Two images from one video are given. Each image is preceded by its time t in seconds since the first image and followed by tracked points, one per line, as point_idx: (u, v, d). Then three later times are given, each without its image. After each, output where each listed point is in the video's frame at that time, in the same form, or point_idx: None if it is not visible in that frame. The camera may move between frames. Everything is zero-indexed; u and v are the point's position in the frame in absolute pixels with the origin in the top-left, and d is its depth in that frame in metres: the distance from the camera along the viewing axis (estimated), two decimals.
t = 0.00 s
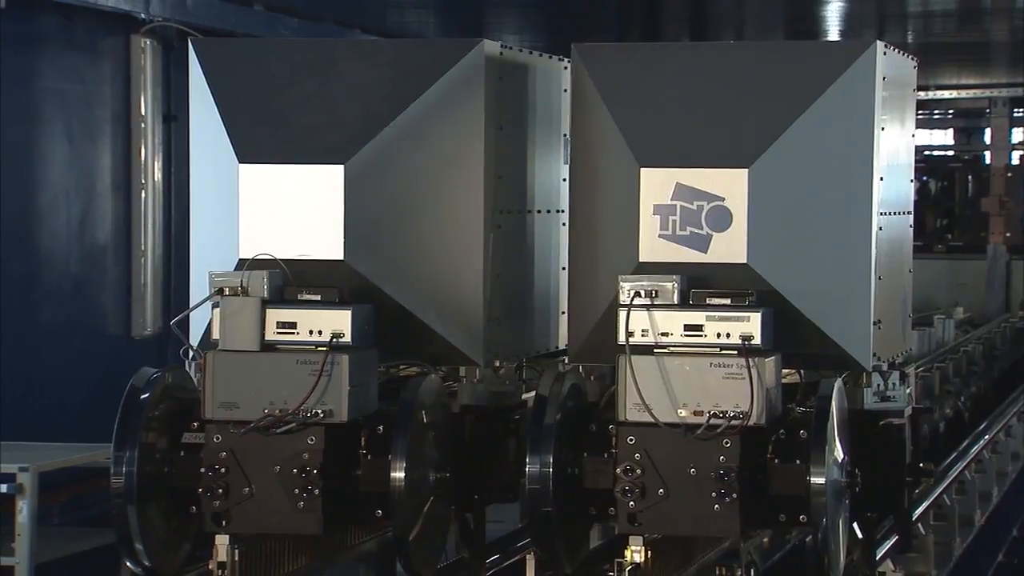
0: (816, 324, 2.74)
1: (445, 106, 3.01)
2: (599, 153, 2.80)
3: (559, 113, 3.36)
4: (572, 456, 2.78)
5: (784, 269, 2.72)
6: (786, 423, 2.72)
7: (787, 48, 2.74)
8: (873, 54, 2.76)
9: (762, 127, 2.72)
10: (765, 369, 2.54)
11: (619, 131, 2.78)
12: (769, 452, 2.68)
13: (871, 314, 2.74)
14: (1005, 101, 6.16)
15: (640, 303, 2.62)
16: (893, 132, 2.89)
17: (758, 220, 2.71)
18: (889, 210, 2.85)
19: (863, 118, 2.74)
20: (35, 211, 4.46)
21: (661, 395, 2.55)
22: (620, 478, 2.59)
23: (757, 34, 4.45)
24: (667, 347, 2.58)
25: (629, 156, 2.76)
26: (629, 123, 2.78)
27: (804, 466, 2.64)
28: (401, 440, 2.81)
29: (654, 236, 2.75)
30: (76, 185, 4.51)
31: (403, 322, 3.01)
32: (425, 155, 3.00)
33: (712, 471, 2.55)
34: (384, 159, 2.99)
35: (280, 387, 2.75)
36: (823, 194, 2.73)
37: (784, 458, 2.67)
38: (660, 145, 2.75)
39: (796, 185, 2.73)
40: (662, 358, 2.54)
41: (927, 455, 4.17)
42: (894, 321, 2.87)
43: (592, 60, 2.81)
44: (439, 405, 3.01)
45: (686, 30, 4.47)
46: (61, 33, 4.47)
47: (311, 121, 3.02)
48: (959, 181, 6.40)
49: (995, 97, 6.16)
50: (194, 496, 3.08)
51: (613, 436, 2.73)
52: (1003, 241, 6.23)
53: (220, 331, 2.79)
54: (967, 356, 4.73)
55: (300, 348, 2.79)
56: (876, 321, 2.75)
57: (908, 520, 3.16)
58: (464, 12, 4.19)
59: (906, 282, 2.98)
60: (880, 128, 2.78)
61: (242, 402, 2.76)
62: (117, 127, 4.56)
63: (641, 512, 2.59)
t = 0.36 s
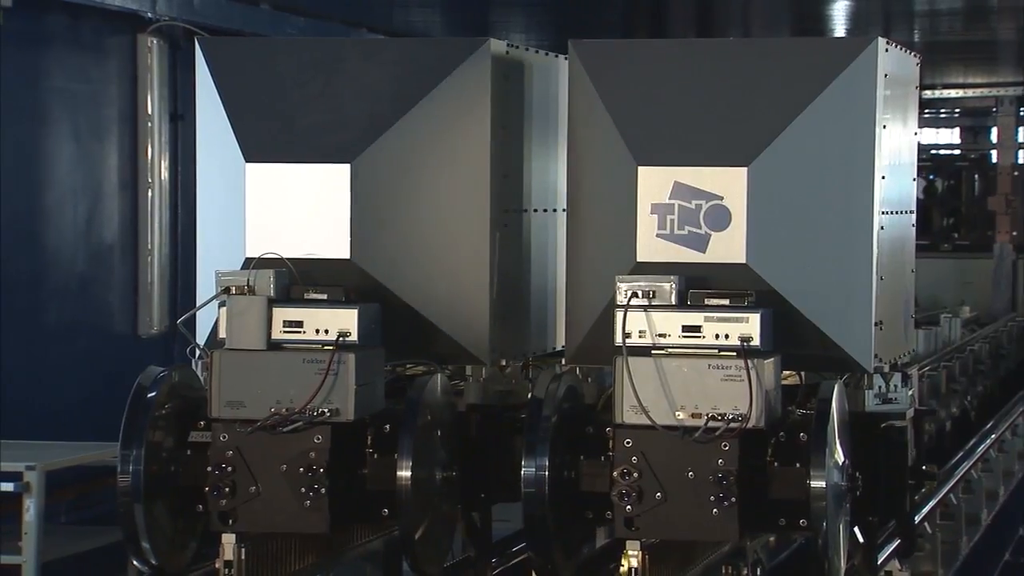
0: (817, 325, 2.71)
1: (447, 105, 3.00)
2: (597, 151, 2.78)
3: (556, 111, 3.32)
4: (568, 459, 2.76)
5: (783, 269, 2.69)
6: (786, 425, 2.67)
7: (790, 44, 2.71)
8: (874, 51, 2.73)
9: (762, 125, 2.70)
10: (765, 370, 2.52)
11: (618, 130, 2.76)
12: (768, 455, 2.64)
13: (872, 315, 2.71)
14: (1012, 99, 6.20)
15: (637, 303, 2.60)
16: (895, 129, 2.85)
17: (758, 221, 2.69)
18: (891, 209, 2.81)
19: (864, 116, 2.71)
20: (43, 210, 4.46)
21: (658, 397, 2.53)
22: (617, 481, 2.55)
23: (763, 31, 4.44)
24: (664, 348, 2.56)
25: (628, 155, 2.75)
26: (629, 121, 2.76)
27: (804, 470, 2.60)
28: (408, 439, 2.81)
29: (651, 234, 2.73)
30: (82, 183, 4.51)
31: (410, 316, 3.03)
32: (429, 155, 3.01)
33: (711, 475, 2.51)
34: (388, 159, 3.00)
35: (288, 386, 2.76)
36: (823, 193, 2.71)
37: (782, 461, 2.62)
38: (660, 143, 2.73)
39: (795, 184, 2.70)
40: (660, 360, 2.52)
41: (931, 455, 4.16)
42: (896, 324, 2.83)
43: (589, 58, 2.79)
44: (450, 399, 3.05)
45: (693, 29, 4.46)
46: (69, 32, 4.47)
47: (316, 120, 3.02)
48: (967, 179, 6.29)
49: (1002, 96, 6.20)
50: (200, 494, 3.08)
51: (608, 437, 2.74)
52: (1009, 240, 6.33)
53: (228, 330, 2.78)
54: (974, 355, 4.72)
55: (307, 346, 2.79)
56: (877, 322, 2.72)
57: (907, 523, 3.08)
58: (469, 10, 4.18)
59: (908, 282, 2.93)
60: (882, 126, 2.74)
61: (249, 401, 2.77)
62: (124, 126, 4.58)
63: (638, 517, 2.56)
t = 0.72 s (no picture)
0: (814, 327, 2.72)
1: (450, 108, 3.08)
2: (592, 154, 2.79)
3: (555, 112, 3.33)
4: (565, 461, 2.80)
5: (779, 272, 2.71)
6: (783, 427, 2.70)
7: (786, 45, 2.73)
8: (870, 53, 2.73)
9: (758, 127, 2.72)
10: (761, 372, 2.53)
11: (614, 133, 2.78)
12: (764, 456, 2.66)
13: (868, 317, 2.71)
14: (1012, 101, 6.32)
15: (634, 305, 2.63)
16: (891, 131, 2.85)
17: (755, 222, 2.71)
18: (887, 211, 2.81)
19: (858, 116, 2.71)
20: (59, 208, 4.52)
21: (654, 398, 2.54)
22: (612, 483, 2.57)
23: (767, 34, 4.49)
24: (660, 349, 2.58)
25: (623, 157, 2.77)
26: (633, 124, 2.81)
27: (800, 471, 2.62)
28: (417, 436, 2.89)
29: (647, 236, 2.75)
30: (98, 185, 4.58)
31: (419, 315, 3.10)
32: (433, 158, 3.09)
33: (706, 476, 2.52)
34: (393, 163, 3.07)
35: (299, 383, 2.83)
36: (819, 195, 2.71)
37: (779, 463, 2.65)
38: (657, 144, 2.75)
39: (791, 187, 2.71)
40: (655, 361, 2.54)
41: (931, 455, 4.20)
42: (894, 324, 2.84)
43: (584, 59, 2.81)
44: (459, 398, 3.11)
45: (697, 31, 4.51)
46: (84, 36, 4.54)
47: (327, 123, 3.09)
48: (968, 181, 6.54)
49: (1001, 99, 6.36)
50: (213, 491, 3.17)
51: (605, 441, 2.69)
52: (1009, 240, 6.49)
53: (240, 329, 2.85)
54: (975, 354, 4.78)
55: (318, 345, 2.86)
56: (873, 324, 2.73)
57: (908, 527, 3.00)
58: (475, 13, 4.23)
59: (905, 283, 2.94)
60: (878, 127, 2.75)
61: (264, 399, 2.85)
62: (139, 129, 4.65)
63: (634, 518, 2.57)
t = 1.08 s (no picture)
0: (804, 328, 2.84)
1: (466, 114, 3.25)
2: (587, 156, 2.91)
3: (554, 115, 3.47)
4: (559, 459, 2.92)
5: (769, 273, 2.82)
6: (772, 425, 2.81)
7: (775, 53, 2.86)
8: (857, 60, 2.87)
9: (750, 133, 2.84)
10: (750, 371, 2.62)
11: (610, 138, 2.89)
12: (755, 455, 2.77)
13: (856, 315, 2.83)
14: (1000, 108, 6.66)
15: (625, 305, 2.71)
16: (877, 137, 2.98)
17: (747, 224, 2.82)
18: (875, 213, 2.95)
19: (846, 122, 2.84)
20: (82, 207, 4.70)
21: (647, 398, 2.63)
22: (605, 480, 2.66)
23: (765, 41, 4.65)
24: (652, 349, 2.67)
25: (618, 162, 2.87)
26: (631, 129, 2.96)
27: (789, 469, 2.73)
28: (429, 429, 3.06)
29: (640, 238, 2.86)
30: (121, 189, 4.74)
31: (429, 313, 3.26)
32: (440, 163, 3.26)
33: (697, 473, 2.62)
34: (409, 168, 3.24)
35: (314, 379, 2.99)
36: (809, 199, 2.84)
37: (769, 462, 2.75)
38: (651, 147, 2.86)
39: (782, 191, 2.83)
40: (648, 362, 2.63)
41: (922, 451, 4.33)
42: (880, 322, 2.97)
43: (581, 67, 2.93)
44: (467, 393, 3.28)
45: (697, 39, 4.65)
46: (108, 45, 4.70)
47: (344, 129, 3.26)
48: (958, 184, 6.68)
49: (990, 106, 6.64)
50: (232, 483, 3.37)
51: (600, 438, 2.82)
52: (998, 241, 6.69)
53: (259, 327, 3.03)
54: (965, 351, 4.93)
55: (333, 342, 3.03)
56: (862, 323, 2.86)
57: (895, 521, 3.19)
58: (479, 22, 4.40)
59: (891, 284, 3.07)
60: (866, 131, 2.88)
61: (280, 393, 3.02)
62: (161, 134, 4.78)
63: (626, 515, 2.66)
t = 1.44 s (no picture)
0: (793, 326, 2.95)
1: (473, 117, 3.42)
2: (584, 155, 3.04)
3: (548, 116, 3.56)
4: (554, 454, 3.08)
5: (758, 273, 2.93)
6: (763, 421, 2.89)
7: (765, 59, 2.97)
8: (846, 64, 2.96)
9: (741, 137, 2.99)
10: (742, 369, 2.70)
11: (604, 143, 3.02)
12: (745, 451, 2.85)
13: (845, 313, 2.93)
14: (990, 112, 7.38)
15: (619, 302, 2.83)
16: (867, 140, 3.07)
17: (735, 224, 2.93)
18: (865, 214, 3.04)
19: (834, 126, 2.94)
20: (109, 208, 4.84)
21: (639, 395, 2.72)
22: (598, 475, 2.76)
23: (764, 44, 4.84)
24: (644, 346, 2.76)
25: (612, 166, 3.00)
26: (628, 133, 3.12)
27: (779, 465, 2.82)
28: (440, 421, 3.23)
29: (633, 237, 2.98)
30: (146, 190, 4.95)
31: (439, 310, 3.43)
32: (447, 169, 3.42)
33: (688, 468, 2.72)
34: (418, 171, 3.41)
35: (329, 373, 3.17)
36: (799, 201, 2.94)
37: (759, 457, 2.84)
38: (645, 150, 2.99)
39: (772, 192, 2.94)
40: (640, 358, 2.71)
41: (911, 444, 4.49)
42: (869, 319, 3.06)
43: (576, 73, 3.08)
44: (476, 386, 3.45)
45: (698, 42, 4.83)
46: (133, 51, 4.90)
47: (357, 132, 3.44)
48: (948, 187, 7.80)
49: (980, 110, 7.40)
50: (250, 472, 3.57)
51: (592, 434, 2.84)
52: (987, 241, 7.65)
53: (277, 321, 3.21)
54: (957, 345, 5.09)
55: (347, 337, 3.21)
56: (850, 321, 2.95)
57: (882, 513, 3.30)
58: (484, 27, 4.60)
59: (880, 283, 3.16)
60: (855, 134, 2.97)
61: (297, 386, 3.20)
62: (183, 137, 5.04)
63: (619, 509, 2.77)
